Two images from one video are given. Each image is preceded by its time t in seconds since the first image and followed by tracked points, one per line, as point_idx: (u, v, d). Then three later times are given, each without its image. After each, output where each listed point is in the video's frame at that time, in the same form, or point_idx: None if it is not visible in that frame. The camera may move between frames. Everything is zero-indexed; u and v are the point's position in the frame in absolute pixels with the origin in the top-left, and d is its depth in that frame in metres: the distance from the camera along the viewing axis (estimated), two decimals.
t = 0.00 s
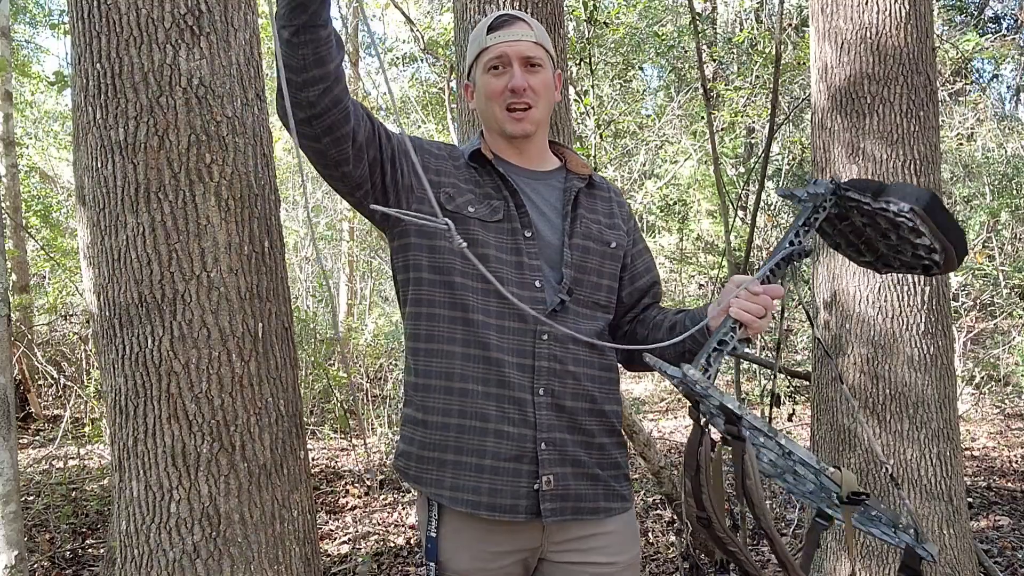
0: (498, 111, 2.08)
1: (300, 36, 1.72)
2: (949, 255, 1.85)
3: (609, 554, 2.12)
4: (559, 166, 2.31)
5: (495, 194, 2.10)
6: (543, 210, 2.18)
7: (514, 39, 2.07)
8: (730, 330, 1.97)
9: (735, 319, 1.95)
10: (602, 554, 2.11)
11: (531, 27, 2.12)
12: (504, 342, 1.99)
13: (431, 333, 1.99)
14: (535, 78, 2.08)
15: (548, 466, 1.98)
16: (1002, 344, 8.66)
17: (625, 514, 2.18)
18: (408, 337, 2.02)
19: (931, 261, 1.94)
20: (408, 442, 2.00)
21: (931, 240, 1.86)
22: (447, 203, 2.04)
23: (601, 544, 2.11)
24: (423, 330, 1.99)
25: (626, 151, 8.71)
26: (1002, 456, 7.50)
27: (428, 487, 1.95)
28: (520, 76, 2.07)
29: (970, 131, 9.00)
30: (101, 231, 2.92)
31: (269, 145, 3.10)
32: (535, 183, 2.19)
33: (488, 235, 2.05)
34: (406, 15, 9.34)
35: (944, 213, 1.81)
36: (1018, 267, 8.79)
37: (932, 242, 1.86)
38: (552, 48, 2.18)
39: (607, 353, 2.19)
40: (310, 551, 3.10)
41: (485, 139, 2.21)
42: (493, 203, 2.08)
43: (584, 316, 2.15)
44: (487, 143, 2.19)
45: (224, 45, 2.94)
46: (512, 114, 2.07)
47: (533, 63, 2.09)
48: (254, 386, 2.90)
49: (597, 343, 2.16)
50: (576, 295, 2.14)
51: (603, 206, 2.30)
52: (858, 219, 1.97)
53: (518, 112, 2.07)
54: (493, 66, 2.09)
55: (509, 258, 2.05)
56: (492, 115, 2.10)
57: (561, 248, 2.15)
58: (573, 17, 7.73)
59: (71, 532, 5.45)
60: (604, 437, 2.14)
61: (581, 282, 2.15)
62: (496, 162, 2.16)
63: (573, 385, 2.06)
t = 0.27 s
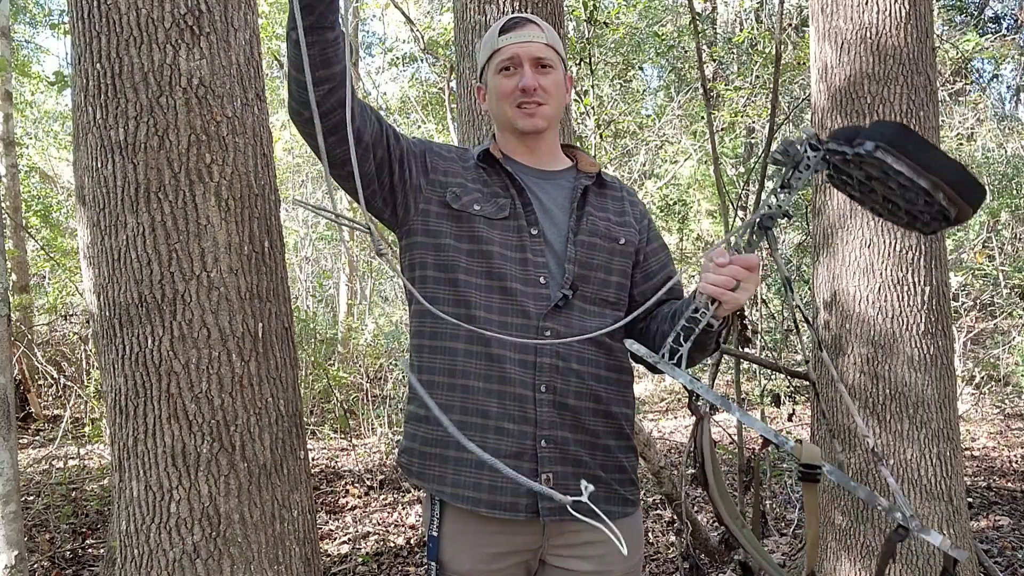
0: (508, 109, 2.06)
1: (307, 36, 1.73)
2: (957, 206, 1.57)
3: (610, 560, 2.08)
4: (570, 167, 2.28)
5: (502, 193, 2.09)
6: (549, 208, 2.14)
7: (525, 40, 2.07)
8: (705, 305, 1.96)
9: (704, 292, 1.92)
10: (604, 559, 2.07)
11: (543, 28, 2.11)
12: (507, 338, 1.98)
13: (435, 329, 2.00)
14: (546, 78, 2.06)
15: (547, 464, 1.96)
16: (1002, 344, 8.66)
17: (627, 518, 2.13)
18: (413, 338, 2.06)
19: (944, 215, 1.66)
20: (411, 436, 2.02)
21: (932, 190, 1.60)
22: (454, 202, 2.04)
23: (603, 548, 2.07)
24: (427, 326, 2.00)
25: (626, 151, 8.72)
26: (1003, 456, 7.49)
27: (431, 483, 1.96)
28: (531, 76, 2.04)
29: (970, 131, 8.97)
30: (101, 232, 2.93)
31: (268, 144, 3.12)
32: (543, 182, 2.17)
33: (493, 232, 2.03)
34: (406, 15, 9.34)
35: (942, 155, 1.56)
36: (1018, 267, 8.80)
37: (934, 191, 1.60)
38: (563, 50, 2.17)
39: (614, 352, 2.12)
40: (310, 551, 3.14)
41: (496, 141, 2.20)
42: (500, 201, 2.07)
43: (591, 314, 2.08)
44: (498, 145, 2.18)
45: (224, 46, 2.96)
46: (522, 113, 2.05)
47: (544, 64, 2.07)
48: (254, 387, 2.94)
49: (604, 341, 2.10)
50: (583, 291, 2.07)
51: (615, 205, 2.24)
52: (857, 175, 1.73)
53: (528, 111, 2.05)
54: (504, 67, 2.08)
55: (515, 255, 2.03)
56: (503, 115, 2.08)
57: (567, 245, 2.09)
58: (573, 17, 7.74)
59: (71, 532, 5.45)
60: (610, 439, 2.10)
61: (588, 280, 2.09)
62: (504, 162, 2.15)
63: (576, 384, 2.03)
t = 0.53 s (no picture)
0: (523, 111, 2.04)
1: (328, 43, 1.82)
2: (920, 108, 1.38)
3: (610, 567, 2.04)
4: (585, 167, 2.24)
5: (513, 196, 2.08)
6: (558, 208, 2.11)
7: (541, 40, 2.06)
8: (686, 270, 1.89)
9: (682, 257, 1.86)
10: (603, 566, 2.03)
11: (558, 29, 2.10)
12: (509, 338, 1.98)
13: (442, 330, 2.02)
14: (561, 79, 2.05)
15: (545, 467, 1.94)
16: (1002, 344, 8.67)
17: (633, 523, 2.06)
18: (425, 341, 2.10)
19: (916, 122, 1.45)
20: (416, 434, 2.04)
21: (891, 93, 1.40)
22: (465, 205, 2.06)
23: (604, 553, 2.03)
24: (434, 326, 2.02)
25: (626, 151, 8.73)
26: (1002, 456, 7.49)
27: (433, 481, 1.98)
28: (545, 77, 2.03)
29: (970, 131, 8.88)
30: (101, 232, 2.94)
31: (268, 144, 3.15)
32: (554, 185, 2.14)
33: (503, 235, 2.03)
34: (406, 15, 9.35)
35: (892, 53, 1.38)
36: (1017, 267, 8.81)
37: (895, 94, 1.40)
38: (580, 51, 2.16)
39: (620, 355, 2.06)
40: (310, 551, 3.17)
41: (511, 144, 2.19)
42: (510, 203, 2.06)
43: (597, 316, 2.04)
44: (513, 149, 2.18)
45: (223, 45, 2.98)
46: (537, 114, 2.03)
47: (558, 65, 2.06)
48: (253, 386, 2.97)
49: (609, 344, 2.04)
50: (589, 292, 2.03)
51: (628, 204, 2.17)
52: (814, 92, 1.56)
53: (543, 112, 2.03)
54: (520, 68, 2.07)
55: (522, 257, 2.02)
56: (518, 116, 2.06)
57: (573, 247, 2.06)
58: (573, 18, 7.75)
59: (71, 532, 5.45)
60: (616, 445, 2.04)
61: (595, 281, 2.04)
62: (517, 166, 2.13)
63: (578, 387, 1.99)
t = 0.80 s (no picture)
0: (537, 116, 2.01)
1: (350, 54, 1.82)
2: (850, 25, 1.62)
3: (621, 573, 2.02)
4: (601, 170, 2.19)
5: (527, 203, 2.06)
6: (570, 214, 2.08)
7: (556, 44, 2.03)
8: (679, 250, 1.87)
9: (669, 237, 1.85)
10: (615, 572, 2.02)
11: (574, 32, 2.07)
12: (521, 345, 1.96)
13: (455, 334, 2.02)
14: (576, 83, 2.01)
15: (555, 474, 1.93)
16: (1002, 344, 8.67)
17: (647, 532, 2.04)
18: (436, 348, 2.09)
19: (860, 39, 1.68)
20: (430, 440, 2.05)
21: (826, 18, 1.65)
22: (480, 211, 2.05)
23: (617, 556, 2.01)
24: (449, 330, 2.03)
25: (626, 152, 8.74)
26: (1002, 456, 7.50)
27: (446, 485, 1.99)
28: (560, 81, 2.00)
29: (970, 131, 8.80)
30: (101, 232, 2.94)
31: (268, 144, 3.15)
32: (567, 190, 2.11)
33: (515, 241, 2.01)
34: (407, 15, 9.36)
35: None
36: (1017, 267, 8.81)
37: (827, 17, 1.64)
38: (596, 55, 2.12)
39: (632, 363, 2.00)
40: (310, 550, 3.17)
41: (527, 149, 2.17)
42: (523, 210, 2.04)
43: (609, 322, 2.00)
44: (528, 155, 2.15)
45: (224, 45, 2.97)
46: (551, 119, 2.00)
47: (574, 69, 2.03)
48: (254, 386, 2.96)
49: (622, 352, 2.00)
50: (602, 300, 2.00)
51: (643, 207, 2.12)
52: (769, 36, 1.83)
53: (557, 117, 2.00)
54: (534, 72, 2.05)
55: (535, 264, 2.00)
56: (532, 121, 2.03)
57: (585, 252, 2.04)
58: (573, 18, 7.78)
59: (71, 532, 5.45)
60: (629, 450, 2.00)
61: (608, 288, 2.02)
62: (531, 172, 2.12)
63: (590, 394, 1.97)
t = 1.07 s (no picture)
0: (543, 118, 2.01)
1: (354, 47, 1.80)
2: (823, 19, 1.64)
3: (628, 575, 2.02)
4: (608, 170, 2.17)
5: (533, 202, 2.06)
6: (575, 214, 2.07)
7: (562, 46, 2.01)
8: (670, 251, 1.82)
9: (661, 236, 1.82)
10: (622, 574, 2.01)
11: (581, 34, 2.05)
12: (528, 346, 1.96)
13: (461, 334, 2.02)
14: (583, 86, 2.00)
15: (561, 475, 1.93)
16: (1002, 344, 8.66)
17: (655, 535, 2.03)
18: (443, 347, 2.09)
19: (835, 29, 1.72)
20: (436, 440, 2.05)
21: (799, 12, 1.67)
22: (487, 211, 2.05)
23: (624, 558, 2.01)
24: (456, 329, 2.03)
25: (626, 151, 8.74)
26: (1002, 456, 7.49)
27: (453, 485, 1.99)
28: (566, 84, 1.99)
29: (970, 131, 8.81)
30: (101, 232, 2.94)
31: (268, 144, 3.15)
32: (573, 190, 2.10)
33: (522, 242, 2.01)
34: (407, 15, 9.36)
35: None
36: (1017, 267, 8.81)
37: (800, 10, 1.66)
38: (603, 56, 2.10)
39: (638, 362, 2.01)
40: (310, 551, 3.18)
41: (534, 151, 2.16)
42: (530, 210, 2.04)
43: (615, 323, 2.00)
44: (535, 156, 2.15)
45: (224, 45, 2.97)
46: (557, 122, 1.99)
47: (580, 71, 2.01)
48: (254, 386, 2.96)
49: (629, 354, 1.99)
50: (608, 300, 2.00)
51: (649, 207, 2.10)
52: (748, 30, 1.84)
53: (563, 120, 1.99)
54: (540, 75, 2.03)
55: (540, 264, 2.00)
56: (539, 124, 2.03)
57: (591, 253, 2.02)
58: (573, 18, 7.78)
59: (71, 532, 5.45)
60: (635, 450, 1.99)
61: (614, 288, 2.02)
62: (538, 173, 2.11)
63: (596, 394, 1.97)
